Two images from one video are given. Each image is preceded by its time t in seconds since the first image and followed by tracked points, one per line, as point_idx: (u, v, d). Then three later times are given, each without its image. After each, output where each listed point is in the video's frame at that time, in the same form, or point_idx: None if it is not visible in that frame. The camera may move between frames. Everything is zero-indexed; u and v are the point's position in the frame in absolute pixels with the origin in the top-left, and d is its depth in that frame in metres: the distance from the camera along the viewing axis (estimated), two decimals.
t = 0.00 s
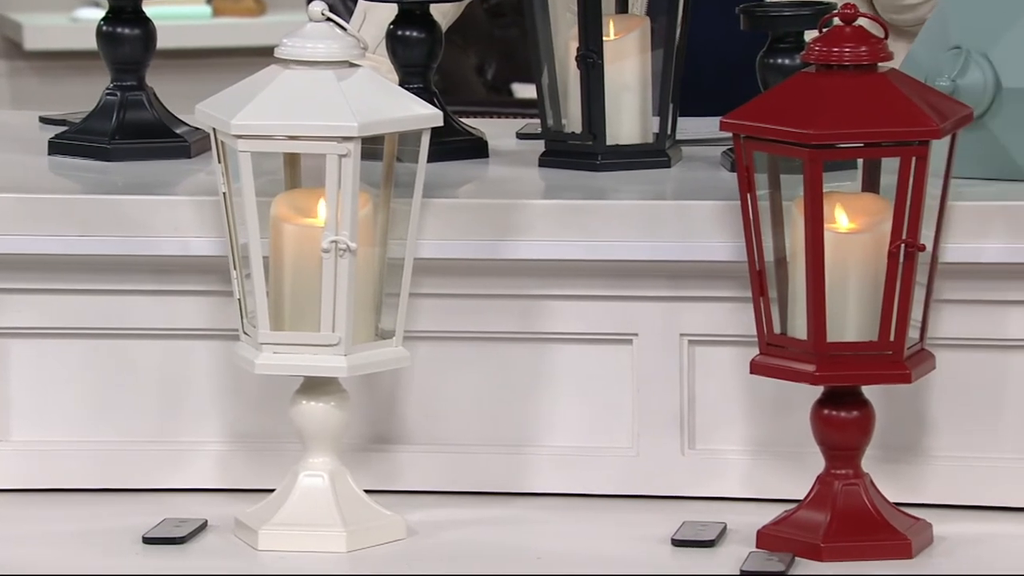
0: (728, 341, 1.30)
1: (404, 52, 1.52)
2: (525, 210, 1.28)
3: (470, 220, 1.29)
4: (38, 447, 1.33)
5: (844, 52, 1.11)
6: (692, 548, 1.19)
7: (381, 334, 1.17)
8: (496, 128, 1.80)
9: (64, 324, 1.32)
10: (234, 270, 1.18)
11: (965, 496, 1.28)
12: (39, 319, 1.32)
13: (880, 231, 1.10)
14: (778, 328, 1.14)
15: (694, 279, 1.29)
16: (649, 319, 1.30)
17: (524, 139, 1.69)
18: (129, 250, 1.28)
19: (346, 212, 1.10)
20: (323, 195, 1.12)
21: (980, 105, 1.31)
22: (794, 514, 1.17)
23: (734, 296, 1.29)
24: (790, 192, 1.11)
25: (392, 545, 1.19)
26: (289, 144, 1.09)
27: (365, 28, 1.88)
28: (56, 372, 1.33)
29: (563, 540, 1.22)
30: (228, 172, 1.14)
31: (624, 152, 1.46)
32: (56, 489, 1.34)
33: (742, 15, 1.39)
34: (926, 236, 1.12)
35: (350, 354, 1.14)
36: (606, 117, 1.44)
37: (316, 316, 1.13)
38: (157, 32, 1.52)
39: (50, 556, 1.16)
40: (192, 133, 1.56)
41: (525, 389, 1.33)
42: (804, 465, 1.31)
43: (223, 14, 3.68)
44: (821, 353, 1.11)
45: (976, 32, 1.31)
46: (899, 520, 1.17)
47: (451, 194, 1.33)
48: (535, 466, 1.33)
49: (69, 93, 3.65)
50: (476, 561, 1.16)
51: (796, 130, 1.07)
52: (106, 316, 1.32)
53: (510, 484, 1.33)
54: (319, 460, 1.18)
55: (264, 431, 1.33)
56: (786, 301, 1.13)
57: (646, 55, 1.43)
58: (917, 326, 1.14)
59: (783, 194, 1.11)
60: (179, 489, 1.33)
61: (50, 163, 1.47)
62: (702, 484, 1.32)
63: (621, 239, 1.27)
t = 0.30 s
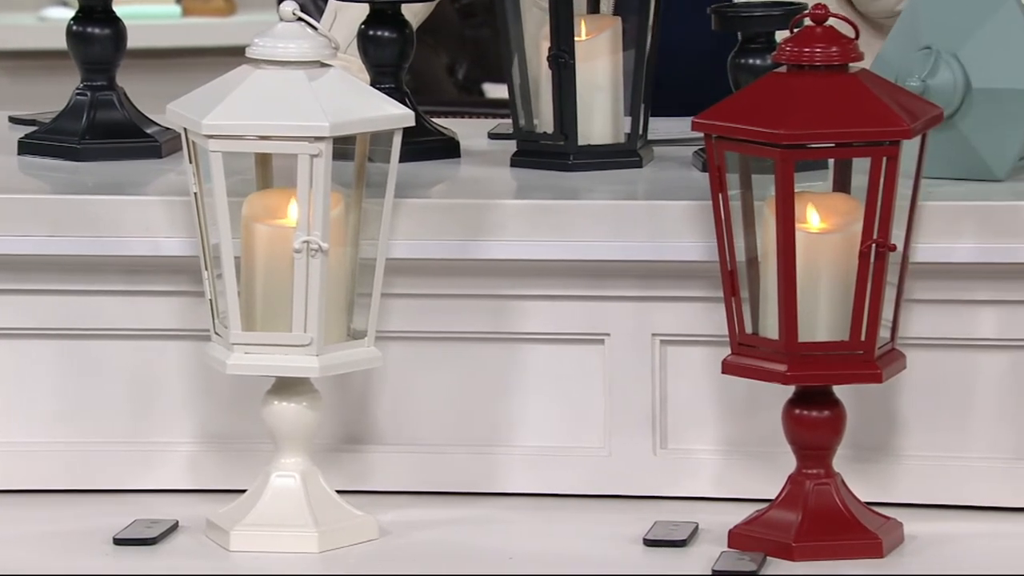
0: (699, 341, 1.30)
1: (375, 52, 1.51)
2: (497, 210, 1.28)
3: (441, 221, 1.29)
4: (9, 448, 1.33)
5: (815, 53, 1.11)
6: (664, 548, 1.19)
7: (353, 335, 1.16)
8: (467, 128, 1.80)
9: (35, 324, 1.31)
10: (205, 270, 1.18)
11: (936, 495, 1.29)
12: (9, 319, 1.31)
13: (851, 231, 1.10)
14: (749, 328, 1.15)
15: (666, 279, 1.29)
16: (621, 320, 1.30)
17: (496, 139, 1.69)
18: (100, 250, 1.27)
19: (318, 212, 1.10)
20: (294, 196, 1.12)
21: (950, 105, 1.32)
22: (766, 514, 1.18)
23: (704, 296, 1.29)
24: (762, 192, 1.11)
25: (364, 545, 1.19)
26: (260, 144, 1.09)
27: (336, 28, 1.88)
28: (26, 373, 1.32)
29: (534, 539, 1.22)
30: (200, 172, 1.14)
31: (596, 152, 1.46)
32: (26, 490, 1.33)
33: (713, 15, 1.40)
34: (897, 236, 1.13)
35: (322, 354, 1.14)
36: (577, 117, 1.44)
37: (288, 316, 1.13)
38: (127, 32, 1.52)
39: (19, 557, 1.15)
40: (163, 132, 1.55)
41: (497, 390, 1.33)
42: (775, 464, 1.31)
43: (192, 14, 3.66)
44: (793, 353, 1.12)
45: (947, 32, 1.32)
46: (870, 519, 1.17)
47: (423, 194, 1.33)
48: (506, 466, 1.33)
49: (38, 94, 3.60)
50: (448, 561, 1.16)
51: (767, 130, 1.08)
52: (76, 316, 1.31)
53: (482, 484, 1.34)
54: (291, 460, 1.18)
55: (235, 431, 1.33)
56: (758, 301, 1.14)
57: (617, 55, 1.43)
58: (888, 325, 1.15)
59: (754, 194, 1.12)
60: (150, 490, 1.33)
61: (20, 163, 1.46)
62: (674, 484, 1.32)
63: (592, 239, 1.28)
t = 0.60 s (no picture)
0: (671, 341, 1.31)
1: (346, 52, 1.51)
2: (469, 211, 1.28)
3: (412, 221, 1.29)
4: None
5: (785, 53, 1.12)
6: (635, 548, 1.20)
7: (324, 335, 1.16)
8: (438, 128, 1.80)
9: (4, 324, 1.30)
10: (176, 271, 1.17)
11: (908, 495, 1.30)
12: None
13: (821, 231, 1.11)
14: (721, 328, 1.15)
15: (637, 279, 1.29)
16: (593, 320, 1.30)
17: (467, 139, 1.69)
18: (70, 251, 1.27)
19: (289, 213, 1.10)
20: (265, 196, 1.12)
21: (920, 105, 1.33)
22: (738, 514, 1.18)
23: (675, 296, 1.29)
24: (733, 193, 1.11)
25: (336, 546, 1.19)
26: (231, 144, 1.09)
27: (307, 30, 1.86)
28: None
29: (506, 539, 1.22)
30: (170, 172, 1.13)
31: (566, 152, 1.46)
32: None
33: (685, 15, 1.40)
34: (867, 236, 1.13)
35: (293, 354, 1.13)
36: (548, 117, 1.44)
37: (259, 316, 1.13)
38: (97, 31, 1.50)
39: None
40: (133, 132, 1.55)
41: (469, 390, 1.33)
42: (746, 463, 1.32)
43: (161, 14, 3.64)
44: (764, 353, 1.12)
45: (918, 32, 1.33)
46: (841, 519, 1.18)
47: (394, 194, 1.33)
48: (478, 466, 1.33)
49: (6, 93, 3.59)
50: (421, 561, 1.16)
51: (738, 130, 1.08)
52: (46, 317, 1.30)
53: (453, 485, 1.34)
54: (263, 461, 1.18)
55: (206, 432, 1.32)
56: (729, 301, 1.14)
57: (588, 56, 1.44)
58: (859, 325, 1.16)
59: (726, 195, 1.12)
60: (121, 491, 1.32)
61: None
62: (646, 484, 1.33)
63: (563, 239, 1.28)
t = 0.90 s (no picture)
0: (642, 341, 1.31)
1: (317, 52, 1.51)
2: (440, 211, 1.28)
3: (383, 221, 1.29)
4: None
5: (757, 53, 1.12)
6: (607, 548, 1.20)
7: (296, 336, 1.16)
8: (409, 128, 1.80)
9: None
10: (147, 271, 1.17)
11: (879, 495, 1.30)
12: None
13: (792, 231, 1.12)
14: (692, 328, 1.16)
15: (608, 279, 1.29)
16: (565, 320, 1.30)
17: (439, 139, 1.69)
18: (39, 251, 1.26)
19: (260, 213, 1.10)
20: (236, 196, 1.11)
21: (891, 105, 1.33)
22: (709, 514, 1.18)
23: (646, 296, 1.29)
24: (704, 193, 1.12)
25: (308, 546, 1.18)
26: (202, 144, 1.08)
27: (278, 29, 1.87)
28: None
29: (478, 540, 1.22)
30: (141, 172, 1.13)
31: (538, 152, 1.46)
32: None
33: (656, 16, 1.40)
34: (838, 236, 1.14)
35: (265, 355, 1.13)
36: (520, 117, 1.44)
37: (231, 316, 1.13)
38: (66, 31, 1.50)
39: None
40: (104, 132, 1.54)
41: (441, 390, 1.33)
42: (718, 463, 1.32)
43: (130, 14, 3.63)
44: (735, 353, 1.12)
45: (886, 33, 1.34)
46: (812, 519, 1.18)
47: (366, 194, 1.33)
48: (450, 465, 1.33)
49: None
50: (393, 561, 1.16)
51: (710, 131, 1.08)
52: (16, 318, 1.30)
53: (425, 485, 1.34)
54: (234, 462, 1.17)
55: (177, 433, 1.32)
56: (700, 301, 1.15)
57: (559, 55, 1.44)
58: (830, 325, 1.16)
59: (697, 195, 1.12)
60: (92, 492, 1.32)
61: None
62: (617, 484, 1.33)
63: (535, 239, 1.28)
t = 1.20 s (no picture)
0: (613, 341, 1.31)
1: (289, 52, 1.51)
2: (412, 211, 1.28)
3: (356, 221, 1.29)
4: None
5: (729, 53, 1.12)
6: (579, 548, 1.20)
7: (268, 336, 1.15)
8: (381, 128, 1.80)
9: None
10: (118, 272, 1.16)
11: (849, 495, 1.31)
12: None
13: (764, 231, 1.12)
14: (664, 328, 1.16)
15: (580, 279, 1.30)
16: (537, 320, 1.30)
17: (411, 139, 1.68)
18: (9, 251, 1.26)
19: (232, 213, 1.09)
20: (208, 196, 1.10)
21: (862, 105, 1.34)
22: (682, 514, 1.19)
23: (619, 296, 1.29)
24: (677, 193, 1.12)
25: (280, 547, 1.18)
26: (173, 144, 1.08)
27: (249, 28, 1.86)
28: None
29: (450, 540, 1.22)
30: (112, 172, 1.13)
31: (510, 152, 1.46)
32: None
33: (628, 17, 1.41)
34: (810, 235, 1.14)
35: (237, 355, 1.13)
36: (492, 117, 1.45)
37: (203, 317, 1.12)
38: (37, 31, 1.49)
39: None
40: (74, 133, 1.54)
41: (413, 390, 1.33)
42: (690, 463, 1.32)
43: (100, 14, 3.61)
44: (707, 353, 1.13)
45: (857, 33, 1.35)
46: (784, 518, 1.19)
47: (338, 195, 1.33)
48: (423, 466, 1.33)
49: None
50: (365, 562, 1.16)
51: (682, 130, 1.09)
52: None
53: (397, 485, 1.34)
54: (205, 462, 1.17)
55: (148, 433, 1.31)
56: (672, 302, 1.15)
57: (531, 56, 1.44)
58: (802, 325, 1.16)
59: (669, 195, 1.12)
60: (63, 494, 1.31)
61: None
62: (590, 484, 1.33)
63: (507, 239, 1.28)
